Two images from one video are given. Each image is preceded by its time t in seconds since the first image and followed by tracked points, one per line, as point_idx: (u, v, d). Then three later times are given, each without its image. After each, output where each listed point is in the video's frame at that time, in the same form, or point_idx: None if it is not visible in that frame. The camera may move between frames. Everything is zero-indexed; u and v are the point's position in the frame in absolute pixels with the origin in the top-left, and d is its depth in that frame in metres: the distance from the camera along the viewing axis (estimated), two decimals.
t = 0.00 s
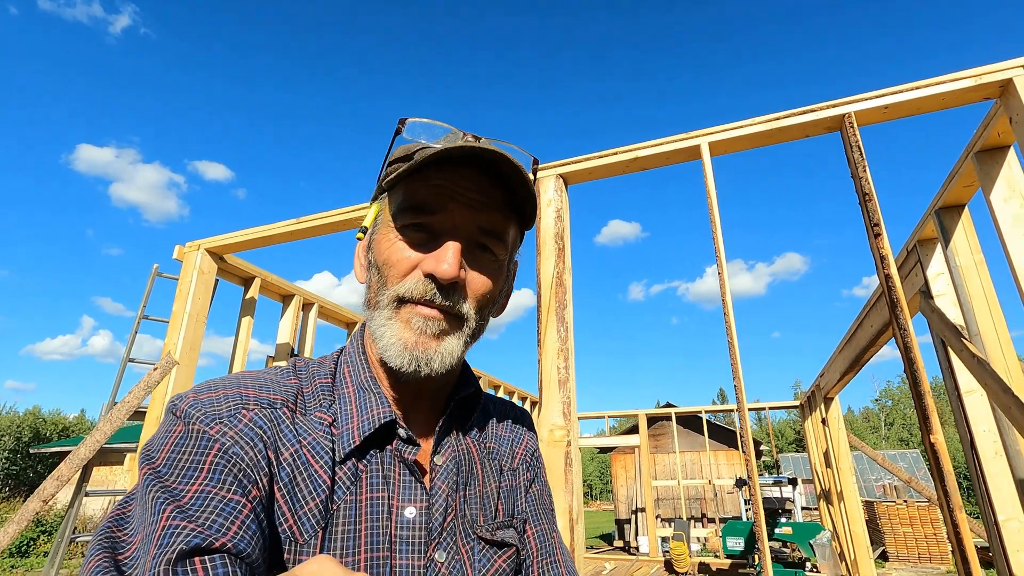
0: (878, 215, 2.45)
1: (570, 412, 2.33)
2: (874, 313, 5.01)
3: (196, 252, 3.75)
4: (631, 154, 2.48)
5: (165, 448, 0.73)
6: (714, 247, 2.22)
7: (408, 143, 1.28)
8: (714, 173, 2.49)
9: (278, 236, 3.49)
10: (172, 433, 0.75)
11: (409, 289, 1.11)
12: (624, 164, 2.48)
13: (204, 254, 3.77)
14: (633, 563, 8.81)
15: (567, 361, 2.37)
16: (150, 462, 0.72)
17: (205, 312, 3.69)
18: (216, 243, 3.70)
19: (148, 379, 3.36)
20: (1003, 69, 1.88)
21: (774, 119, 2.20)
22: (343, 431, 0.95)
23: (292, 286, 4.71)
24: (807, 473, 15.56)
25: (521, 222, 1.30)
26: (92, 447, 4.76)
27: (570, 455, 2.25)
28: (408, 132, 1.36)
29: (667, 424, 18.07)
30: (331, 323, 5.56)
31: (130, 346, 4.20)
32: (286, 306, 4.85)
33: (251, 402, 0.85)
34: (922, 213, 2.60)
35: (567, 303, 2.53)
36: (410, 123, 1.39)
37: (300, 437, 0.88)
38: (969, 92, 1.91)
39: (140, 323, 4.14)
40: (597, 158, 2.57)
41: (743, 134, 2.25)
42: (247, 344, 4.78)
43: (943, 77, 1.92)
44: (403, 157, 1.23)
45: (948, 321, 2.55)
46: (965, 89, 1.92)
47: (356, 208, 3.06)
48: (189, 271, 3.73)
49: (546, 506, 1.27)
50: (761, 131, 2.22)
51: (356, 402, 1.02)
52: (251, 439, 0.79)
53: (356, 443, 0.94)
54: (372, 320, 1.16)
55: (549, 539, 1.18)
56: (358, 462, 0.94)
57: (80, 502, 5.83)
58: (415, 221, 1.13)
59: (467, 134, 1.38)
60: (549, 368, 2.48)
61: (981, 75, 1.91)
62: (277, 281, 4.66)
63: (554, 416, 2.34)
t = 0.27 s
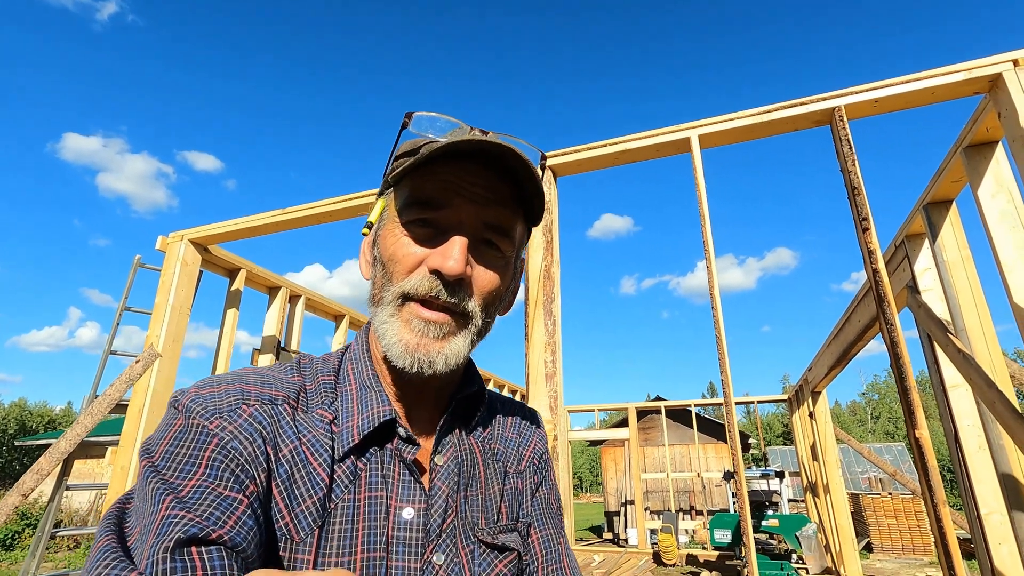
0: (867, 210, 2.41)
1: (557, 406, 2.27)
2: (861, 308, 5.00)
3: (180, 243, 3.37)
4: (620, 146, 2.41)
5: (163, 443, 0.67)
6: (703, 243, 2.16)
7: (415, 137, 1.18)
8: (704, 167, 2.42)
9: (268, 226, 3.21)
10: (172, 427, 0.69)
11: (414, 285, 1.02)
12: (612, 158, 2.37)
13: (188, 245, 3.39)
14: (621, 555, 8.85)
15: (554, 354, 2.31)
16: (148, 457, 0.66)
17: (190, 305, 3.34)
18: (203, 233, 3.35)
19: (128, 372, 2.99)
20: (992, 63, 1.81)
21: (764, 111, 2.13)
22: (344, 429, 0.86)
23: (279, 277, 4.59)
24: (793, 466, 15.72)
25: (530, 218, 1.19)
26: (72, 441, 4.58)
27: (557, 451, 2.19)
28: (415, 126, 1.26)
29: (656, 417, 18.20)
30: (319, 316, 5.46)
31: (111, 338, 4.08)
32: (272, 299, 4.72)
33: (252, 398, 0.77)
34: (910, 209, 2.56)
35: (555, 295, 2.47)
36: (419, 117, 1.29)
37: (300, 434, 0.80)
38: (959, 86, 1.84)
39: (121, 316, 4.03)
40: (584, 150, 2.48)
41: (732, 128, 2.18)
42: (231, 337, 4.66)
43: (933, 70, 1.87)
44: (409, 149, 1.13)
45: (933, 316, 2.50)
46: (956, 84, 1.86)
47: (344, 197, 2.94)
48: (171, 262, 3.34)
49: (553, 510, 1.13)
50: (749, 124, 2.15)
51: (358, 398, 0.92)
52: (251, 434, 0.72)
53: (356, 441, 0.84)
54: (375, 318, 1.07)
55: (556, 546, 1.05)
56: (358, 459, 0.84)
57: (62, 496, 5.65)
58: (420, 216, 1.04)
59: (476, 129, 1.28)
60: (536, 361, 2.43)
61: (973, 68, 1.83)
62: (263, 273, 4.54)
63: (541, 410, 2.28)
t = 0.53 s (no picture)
0: (863, 205, 2.35)
1: (550, 403, 2.20)
2: (853, 303, 4.98)
3: (167, 235, 3.26)
4: (615, 139, 2.32)
5: (188, 456, 0.63)
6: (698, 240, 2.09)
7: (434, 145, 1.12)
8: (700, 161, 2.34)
9: (256, 218, 3.12)
10: (196, 439, 0.65)
11: (436, 297, 0.98)
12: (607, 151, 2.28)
13: (176, 237, 3.28)
14: (612, 548, 8.86)
15: (547, 350, 2.26)
16: (174, 469, 0.63)
17: (178, 297, 3.23)
18: (190, 225, 3.24)
19: (115, 364, 2.87)
20: (989, 58, 1.72)
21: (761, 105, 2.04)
22: (364, 441, 0.78)
23: (269, 270, 4.48)
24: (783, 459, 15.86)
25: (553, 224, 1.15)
26: (58, 436, 4.44)
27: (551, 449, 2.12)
28: (435, 133, 1.18)
29: (648, 411, 18.30)
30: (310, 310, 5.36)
31: (95, 332, 3.96)
32: (262, 292, 4.61)
33: (275, 409, 0.72)
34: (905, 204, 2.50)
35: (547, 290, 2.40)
36: (437, 123, 1.21)
37: (321, 446, 0.73)
38: (956, 81, 1.76)
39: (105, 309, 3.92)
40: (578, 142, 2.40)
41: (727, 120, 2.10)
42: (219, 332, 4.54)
43: (929, 65, 1.79)
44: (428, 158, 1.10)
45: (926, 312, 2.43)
46: (952, 80, 1.77)
47: (334, 188, 2.84)
48: (158, 254, 3.24)
49: (580, 531, 1.03)
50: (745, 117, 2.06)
51: (380, 407, 0.84)
52: (273, 447, 0.67)
53: (377, 454, 0.76)
54: (397, 330, 1.03)
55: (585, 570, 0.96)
56: (378, 473, 0.77)
57: (48, 492, 5.50)
58: (441, 225, 1.00)
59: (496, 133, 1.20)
60: (529, 358, 2.36)
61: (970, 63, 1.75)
62: (252, 265, 4.43)
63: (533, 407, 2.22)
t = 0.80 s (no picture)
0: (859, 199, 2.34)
1: (546, 395, 2.20)
2: (847, 296, 5.01)
3: (160, 225, 3.20)
4: (612, 131, 2.30)
5: (229, 442, 0.69)
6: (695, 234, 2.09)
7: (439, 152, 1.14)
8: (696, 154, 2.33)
9: (250, 209, 3.08)
10: (237, 427, 0.71)
11: (435, 299, 0.99)
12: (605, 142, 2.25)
13: (168, 228, 3.23)
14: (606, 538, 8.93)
15: (543, 343, 2.26)
16: (216, 453, 0.69)
17: (171, 290, 3.19)
18: (184, 215, 3.19)
19: (108, 357, 2.83)
20: (986, 53, 1.69)
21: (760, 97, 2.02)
22: (393, 434, 0.82)
23: (262, 261, 4.43)
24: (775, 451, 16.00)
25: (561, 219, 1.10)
26: (50, 428, 4.38)
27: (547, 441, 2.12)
28: (437, 139, 1.19)
29: (642, 403, 18.41)
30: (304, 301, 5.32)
31: (87, 323, 3.91)
32: (256, 283, 4.56)
33: (310, 401, 0.77)
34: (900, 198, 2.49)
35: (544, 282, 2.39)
36: (440, 129, 1.21)
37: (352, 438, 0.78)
38: (952, 76, 1.74)
39: (96, 301, 3.86)
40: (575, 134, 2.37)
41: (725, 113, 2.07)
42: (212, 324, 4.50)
43: (926, 59, 1.77)
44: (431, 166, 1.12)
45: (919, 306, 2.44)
46: (949, 73, 1.76)
47: (329, 178, 2.81)
48: (151, 245, 3.19)
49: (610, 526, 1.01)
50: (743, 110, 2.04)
51: (408, 401, 0.88)
52: (307, 436, 0.72)
53: (403, 447, 0.80)
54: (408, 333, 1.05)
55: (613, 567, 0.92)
56: (405, 465, 0.80)
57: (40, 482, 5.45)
58: (437, 229, 1.00)
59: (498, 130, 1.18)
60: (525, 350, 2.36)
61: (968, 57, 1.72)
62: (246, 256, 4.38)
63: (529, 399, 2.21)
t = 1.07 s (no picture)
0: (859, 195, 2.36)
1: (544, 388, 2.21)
2: (844, 291, 5.03)
3: (157, 219, 3.19)
4: (613, 125, 2.30)
5: (253, 432, 0.70)
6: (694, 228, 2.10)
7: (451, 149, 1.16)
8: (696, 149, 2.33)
9: (247, 203, 3.07)
10: (260, 418, 0.72)
11: (450, 293, 1.00)
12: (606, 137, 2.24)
13: (166, 221, 3.21)
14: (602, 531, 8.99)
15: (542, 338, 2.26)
16: (240, 443, 0.70)
17: (169, 284, 3.18)
18: (181, 210, 3.18)
19: (105, 351, 2.83)
20: (986, 49, 1.70)
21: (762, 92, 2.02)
22: (411, 426, 0.83)
23: (261, 255, 4.42)
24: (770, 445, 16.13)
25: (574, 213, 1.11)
26: (48, 422, 4.38)
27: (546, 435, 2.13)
28: (450, 135, 1.21)
29: (638, 398, 18.51)
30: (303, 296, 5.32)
31: (85, 317, 3.90)
32: (254, 277, 4.55)
33: (331, 393, 0.78)
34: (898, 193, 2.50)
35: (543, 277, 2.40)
36: (453, 126, 1.23)
37: (372, 430, 0.79)
38: (952, 72, 1.74)
39: (94, 294, 3.85)
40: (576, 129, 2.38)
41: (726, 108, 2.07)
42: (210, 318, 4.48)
43: (926, 54, 1.77)
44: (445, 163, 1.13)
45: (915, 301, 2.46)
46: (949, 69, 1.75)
47: (328, 172, 2.80)
48: (148, 239, 3.18)
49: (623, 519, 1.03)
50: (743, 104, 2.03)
51: (425, 395, 0.89)
52: (329, 427, 0.73)
53: (422, 439, 0.81)
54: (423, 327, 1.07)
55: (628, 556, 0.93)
56: (423, 456, 0.81)
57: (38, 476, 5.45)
58: (452, 223, 1.02)
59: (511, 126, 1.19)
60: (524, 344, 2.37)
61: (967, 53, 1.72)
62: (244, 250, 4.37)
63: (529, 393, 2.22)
